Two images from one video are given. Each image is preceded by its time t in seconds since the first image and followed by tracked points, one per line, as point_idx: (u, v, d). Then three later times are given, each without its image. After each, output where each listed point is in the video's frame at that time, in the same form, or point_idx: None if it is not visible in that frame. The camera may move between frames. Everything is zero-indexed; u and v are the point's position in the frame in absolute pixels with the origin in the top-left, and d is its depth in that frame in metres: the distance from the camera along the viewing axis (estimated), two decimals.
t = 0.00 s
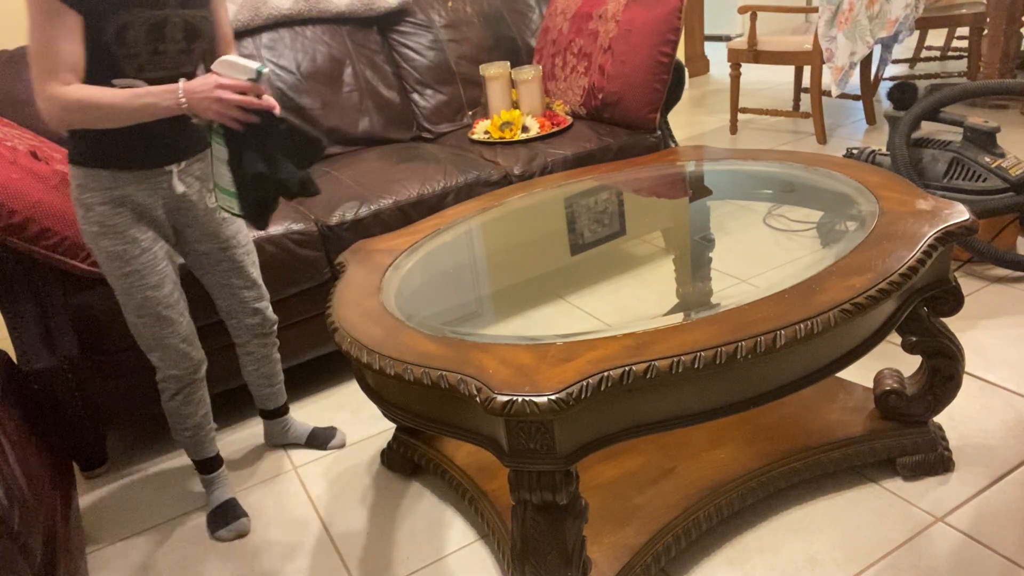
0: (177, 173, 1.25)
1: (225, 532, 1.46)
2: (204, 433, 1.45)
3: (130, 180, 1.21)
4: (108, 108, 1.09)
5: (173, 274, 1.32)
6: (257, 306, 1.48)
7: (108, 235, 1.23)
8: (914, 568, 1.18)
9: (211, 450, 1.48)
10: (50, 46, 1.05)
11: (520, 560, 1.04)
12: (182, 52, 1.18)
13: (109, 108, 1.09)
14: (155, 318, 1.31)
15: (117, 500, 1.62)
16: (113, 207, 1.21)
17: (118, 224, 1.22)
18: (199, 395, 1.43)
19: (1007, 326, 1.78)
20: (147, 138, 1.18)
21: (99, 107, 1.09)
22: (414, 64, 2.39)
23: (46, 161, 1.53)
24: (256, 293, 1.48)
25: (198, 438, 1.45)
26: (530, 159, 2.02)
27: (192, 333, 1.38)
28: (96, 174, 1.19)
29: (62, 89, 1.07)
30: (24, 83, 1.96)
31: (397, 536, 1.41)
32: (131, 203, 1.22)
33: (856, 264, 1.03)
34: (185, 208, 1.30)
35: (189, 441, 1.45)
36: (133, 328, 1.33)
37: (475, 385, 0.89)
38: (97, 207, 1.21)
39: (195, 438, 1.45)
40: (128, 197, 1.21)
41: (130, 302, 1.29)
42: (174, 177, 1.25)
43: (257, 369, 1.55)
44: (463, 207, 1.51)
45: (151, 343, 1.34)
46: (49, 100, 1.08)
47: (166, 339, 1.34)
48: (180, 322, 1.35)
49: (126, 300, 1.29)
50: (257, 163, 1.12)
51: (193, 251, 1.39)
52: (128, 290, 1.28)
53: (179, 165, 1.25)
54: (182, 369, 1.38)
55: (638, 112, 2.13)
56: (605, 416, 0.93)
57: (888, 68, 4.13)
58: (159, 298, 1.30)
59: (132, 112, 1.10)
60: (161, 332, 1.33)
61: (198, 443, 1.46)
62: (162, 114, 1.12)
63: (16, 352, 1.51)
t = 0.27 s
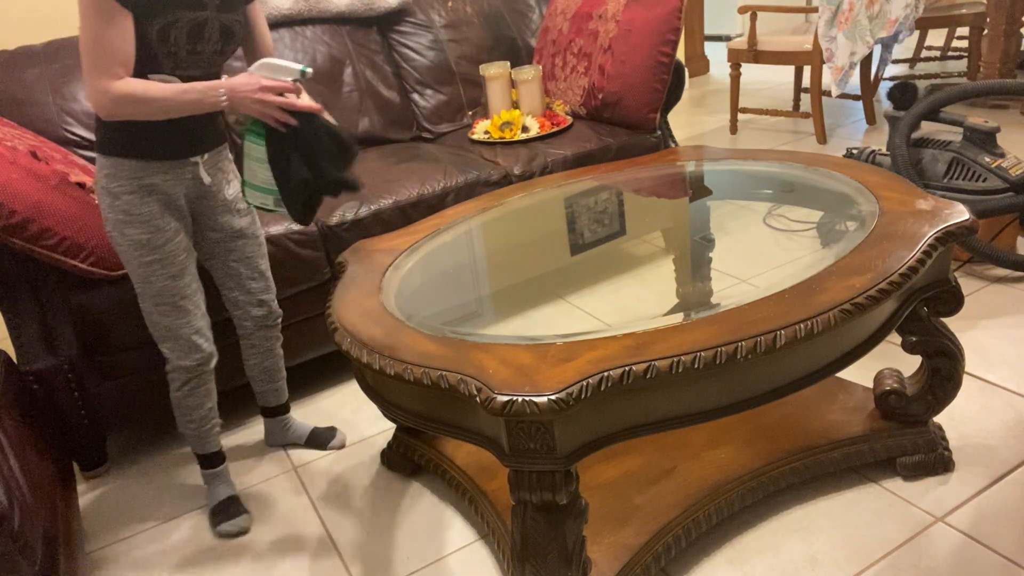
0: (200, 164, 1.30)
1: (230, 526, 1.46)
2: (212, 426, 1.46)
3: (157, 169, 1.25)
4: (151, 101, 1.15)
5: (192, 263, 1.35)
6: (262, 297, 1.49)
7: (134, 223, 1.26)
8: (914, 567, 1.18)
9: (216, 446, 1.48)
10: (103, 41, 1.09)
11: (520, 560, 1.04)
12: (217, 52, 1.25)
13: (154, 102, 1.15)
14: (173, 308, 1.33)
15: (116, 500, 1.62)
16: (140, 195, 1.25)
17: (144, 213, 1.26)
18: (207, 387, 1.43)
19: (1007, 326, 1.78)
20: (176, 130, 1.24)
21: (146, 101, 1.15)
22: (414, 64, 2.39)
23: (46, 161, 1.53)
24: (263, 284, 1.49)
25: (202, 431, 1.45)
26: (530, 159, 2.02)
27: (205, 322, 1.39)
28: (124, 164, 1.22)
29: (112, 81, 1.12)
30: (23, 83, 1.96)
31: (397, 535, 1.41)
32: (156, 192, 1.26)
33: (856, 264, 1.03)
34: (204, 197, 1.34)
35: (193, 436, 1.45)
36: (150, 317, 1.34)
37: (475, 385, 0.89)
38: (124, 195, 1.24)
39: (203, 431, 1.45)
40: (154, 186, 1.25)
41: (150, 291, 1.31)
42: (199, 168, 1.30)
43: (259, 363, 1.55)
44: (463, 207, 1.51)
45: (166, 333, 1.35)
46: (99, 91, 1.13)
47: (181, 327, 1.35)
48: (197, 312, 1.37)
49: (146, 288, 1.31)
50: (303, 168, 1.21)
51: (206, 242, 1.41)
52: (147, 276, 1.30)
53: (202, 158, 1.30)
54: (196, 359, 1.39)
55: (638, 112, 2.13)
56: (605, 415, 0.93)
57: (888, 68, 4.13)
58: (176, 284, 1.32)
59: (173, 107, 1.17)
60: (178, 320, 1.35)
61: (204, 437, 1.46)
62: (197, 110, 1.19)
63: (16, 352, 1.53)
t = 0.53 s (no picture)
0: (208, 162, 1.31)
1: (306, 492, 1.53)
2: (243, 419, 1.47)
3: (168, 169, 1.25)
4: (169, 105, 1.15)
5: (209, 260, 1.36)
6: (263, 296, 1.49)
7: (151, 225, 1.26)
8: (914, 567, 1.18)
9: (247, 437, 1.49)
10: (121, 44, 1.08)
11: (520, 560, 1.04)
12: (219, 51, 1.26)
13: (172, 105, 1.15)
14: (202, 304, 1.34)
15: (117, 500, 1.62)
16: (156, 197, 1.25)
17: (162, 213, 1.26)
18: (237, 380, 1.44)
19: (1007, 326, 1.78)
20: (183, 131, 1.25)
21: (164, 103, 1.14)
22: (414, 64, 2.39)
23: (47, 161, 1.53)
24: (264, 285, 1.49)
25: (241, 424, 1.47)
26: (530, 159, 2.02)
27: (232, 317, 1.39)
28: (135, 166, 1.23)
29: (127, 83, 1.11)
30: (24, 83, 1.97)
31: (397, 536, 1.41)
32: (169, 193, 1.26)
33: (856, 264, 1.03)
34: (209, 196, 1.35)
35: (232, 427, 1.46)
36: (176, 316, 1.34)
37: (475, 385, 0.89)
38: (139, 198, 1.24)
39: (238, 426, 1.46)
40: (167, 186, 1.26)
41: (175, 289, 1.31)
42: (207, 167, 1.31)
43: (258, 364, 1.55)
44: (463, 207, 1.51)
45: (197, 329, 1.35)
46: (115, 93, 1.12)
47: (210, 322, 1.35)
48: (225, 305, 1.37)
49: (170, 288, 1.31)
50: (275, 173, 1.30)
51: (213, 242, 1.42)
52: (167, 276, 1.30)
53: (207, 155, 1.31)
54: (229, 352, 1.39)
55: (638, 112, 2.13)
56: (605, 415, 0.93)
57: (888, 68, 4.14)
58: (199, 281, 1.32)
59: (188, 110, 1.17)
60: (205, 316, 1.34)
61: (241, 429, 1.47)
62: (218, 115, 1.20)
63: (16, 352, 1.53)
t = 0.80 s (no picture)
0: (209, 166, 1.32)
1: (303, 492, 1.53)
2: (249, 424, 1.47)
3: (174, 175, 1.25)
4: (187, 115, 1.14)
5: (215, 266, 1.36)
6: (278, 296, 1.49)
7: (160, 232, 1.25)
8: (914, 568, 1.18)
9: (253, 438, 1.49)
10: (140, 52, 1.07)
11: (520, 560, 1.04)
12: (219, 49, 1.26)
13: (192, 119, 1.15)
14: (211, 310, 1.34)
15: (117, 500, 1.62)
16: (164, 204, 1.25)
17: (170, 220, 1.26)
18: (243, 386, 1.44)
19: (1007, 326, 1.78)
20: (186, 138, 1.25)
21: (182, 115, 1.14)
22: (414, 64, 2.39)
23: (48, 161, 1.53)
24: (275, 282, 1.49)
25: (245, 430, 1.47)
26: (529, 159, 2.02)
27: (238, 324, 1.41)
28: (141, 174, 1.22)
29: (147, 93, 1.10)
30: (24, 83, 1.97)
31: (397, 536, 1.41)
32: (176, 199, 1.27)
33: (856, 264, 1.03)
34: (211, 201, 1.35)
35: (235, 431, 1.46)
36: (185, 324, 1.34)
37: (475, 385, 0.89)
38: (148, 206, 1.24)
39: (242, 430, 1.47)
40: (174, 192, 1.26)
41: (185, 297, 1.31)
42: (209, 171, 1.32)
43: (268, 365, 1.55)
44: (463, 207, 1.51)
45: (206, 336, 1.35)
46: (133, 103, 1.10)
47: (218, 330, 1.36)
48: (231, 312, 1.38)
49: (180, 295, 1.30)
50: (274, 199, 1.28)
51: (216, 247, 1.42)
52: (175, 285, 1.29)
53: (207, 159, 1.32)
54: (237, 358, 1.40)
55: (638, 112, 2.13)
56: (605, 415, 0.93)
57: (888, 68, 4.14)
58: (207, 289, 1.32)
59: (204, 125, 1.17)
60: (213, 325, 1.35)
61: (245, 433, 1.47)
62: (242, 139, 1.21)
63: (17, 353, 1.53)
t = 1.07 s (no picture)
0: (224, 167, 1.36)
1: (306, 492, 1.53)
2: (251, 423, 1.49)
3: (187, 173, 1.28)
4: (204, 111, 1.16)
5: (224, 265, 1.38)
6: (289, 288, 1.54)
7: (172, 228, 1.28)
8: (914, 567, 1.18)
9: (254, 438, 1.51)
10: (160, 42, 1.09)
11: (520, 560, 1.04)
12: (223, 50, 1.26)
13: (208, 115, 1.17)
14: (218, 308, 1.36)
15: (117, 501, 1.62)
16: (177, 200, 1.27)
17: (182, 217, 1.28)
18: (246, 385, 1.46)
19: (1006, 326, 1.78)
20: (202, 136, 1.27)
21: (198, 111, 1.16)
22: (414, 64, 2.39)
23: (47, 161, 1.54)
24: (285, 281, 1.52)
25: (246, 428, 1.48)
26: (530, 159, 2.02)
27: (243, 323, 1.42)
28: (155, 170, 1.25)
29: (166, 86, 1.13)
30: (23, 83, 1.97)
31: (397, 536, 1.41)
32: (188, 196, 1.29)
33: (856, 264, 1.03)
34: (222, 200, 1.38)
35: (238, 429, 1.47)
36: (191, 321, 1.35)
37: (475, 385, 0.89)
38: (161, 201, 1.26)
39: (245, 427, 1.48)
40: (187, 190, 1.29)
41: (193, 295, 1.33)
42: (222, 171, 1.35)
43: (301, 348, 1.62)
44: (463, 207, 1.51)
45: (212, 334, 1.37)
46: (153, 93, 1.13)
47: (224, 328, 1.38)
48: (236, 311, 1.40)
49: (188, 292, 1.32)
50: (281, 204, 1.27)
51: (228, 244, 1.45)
52: (183, 280, 1.31)
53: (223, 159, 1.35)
54: (241, 357, 1.42)
55: (638, 112, 2.13)
56: (605, 415, 0.93)
57: (888, 68, 4.14)
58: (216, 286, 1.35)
59: (219, 121, 1.19)
60: (219, 322, 1.37)
61: (249, 430, 1.49)
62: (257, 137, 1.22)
63: (16, 353, 1.53)
